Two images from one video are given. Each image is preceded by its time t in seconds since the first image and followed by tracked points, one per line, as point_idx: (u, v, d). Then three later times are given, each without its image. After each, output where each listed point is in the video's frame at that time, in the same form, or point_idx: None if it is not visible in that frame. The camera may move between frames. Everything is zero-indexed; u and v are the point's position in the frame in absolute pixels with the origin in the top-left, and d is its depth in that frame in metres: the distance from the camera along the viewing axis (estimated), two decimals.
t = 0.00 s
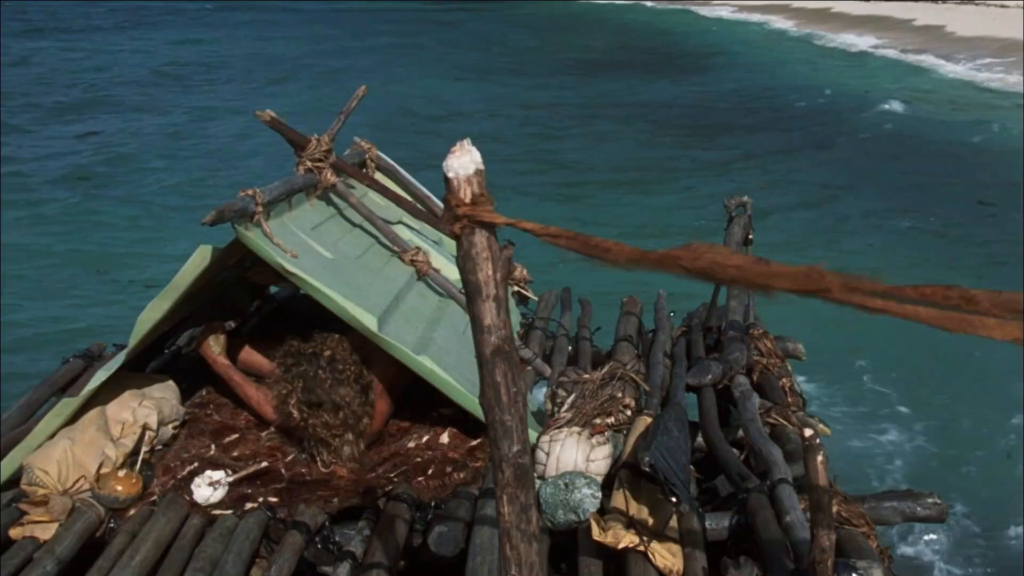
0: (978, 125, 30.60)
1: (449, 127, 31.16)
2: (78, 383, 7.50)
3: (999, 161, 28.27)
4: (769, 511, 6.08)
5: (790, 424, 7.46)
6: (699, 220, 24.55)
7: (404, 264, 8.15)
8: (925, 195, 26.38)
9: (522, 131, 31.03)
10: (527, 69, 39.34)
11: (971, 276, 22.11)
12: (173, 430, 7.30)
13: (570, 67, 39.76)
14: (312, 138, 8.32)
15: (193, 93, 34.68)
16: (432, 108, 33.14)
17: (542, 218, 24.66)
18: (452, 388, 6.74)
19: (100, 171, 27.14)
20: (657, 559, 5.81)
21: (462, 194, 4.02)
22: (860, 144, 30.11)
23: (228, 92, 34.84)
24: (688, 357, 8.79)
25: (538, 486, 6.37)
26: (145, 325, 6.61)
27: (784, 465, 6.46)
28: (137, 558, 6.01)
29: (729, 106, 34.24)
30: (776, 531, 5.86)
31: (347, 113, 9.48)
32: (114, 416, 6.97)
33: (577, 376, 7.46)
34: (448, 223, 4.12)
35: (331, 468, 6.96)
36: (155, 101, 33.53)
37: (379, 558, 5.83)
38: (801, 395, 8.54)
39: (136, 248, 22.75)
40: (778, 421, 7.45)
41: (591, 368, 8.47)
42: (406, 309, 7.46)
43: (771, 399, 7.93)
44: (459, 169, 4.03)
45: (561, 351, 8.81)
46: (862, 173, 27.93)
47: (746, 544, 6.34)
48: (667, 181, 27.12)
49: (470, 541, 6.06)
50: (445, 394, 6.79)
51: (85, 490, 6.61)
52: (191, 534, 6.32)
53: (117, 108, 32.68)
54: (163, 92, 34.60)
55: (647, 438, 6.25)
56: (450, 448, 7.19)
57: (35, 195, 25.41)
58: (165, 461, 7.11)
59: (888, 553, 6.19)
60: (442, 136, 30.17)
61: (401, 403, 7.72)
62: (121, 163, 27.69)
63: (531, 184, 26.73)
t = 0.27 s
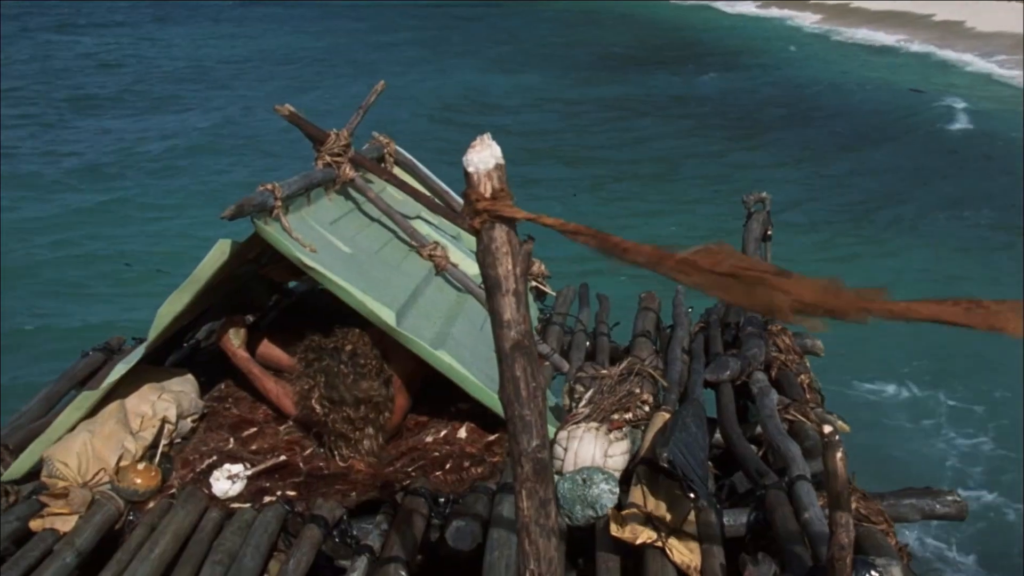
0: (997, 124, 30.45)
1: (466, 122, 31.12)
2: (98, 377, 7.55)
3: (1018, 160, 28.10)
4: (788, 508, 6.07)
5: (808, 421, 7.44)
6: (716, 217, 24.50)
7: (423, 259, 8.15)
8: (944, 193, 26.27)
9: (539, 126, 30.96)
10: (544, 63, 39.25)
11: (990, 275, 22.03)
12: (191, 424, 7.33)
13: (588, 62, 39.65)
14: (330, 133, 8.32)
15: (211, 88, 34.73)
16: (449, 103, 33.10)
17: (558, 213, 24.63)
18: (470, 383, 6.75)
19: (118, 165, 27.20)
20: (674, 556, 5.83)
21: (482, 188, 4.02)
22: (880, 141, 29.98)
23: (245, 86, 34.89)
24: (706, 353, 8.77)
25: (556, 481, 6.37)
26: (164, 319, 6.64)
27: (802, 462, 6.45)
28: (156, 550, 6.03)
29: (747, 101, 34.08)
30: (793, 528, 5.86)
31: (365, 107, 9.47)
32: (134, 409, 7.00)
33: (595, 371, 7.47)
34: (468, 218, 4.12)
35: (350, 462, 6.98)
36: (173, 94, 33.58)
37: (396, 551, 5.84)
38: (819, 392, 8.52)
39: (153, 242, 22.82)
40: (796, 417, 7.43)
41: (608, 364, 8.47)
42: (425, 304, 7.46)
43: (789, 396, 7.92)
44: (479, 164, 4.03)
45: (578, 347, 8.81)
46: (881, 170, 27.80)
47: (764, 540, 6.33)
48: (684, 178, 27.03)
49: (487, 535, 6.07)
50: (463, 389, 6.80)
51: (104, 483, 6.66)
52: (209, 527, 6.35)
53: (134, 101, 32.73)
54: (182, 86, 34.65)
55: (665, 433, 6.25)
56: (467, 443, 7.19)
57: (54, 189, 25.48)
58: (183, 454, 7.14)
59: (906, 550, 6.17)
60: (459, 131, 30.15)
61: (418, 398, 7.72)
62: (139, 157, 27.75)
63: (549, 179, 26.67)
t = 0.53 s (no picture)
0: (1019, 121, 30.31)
1: (484, 117, 31.09)
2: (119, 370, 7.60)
3: None
4: (807, 504, 6.05)
5: (827, 417, 7.41)
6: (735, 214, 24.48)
7: (442, 254, 8.16)
8: (965, 189, 26.15)
9: (557, 120, 30.90)
10: (562, 58, 39.17)
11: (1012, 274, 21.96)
12: (211, 417, 7.36)
13: (607, 57, 39.56)
14: (350, 127, 8.33)
15: (231, 82, 34.82)
16: (467, 97, 33.07)
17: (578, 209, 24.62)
18: (488, 377, 6.75)
19: (138, 159, 27.27)
20: (693, 551, 5.76)
21: (503, 182, 4.02)
22: (900, 136, 29.84)
23: (265, 80, 34.97)
24: (725, 348, 8.75)
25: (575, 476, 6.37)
26: (184, 313, 6.67)
27: (822, 458, 6.42)
28: (176, 543, 6.05)
29: (766, 96, 33.95)
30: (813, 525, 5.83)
31: (384, 102, 9.46)
32: (153, 402, 7.06)
33: (615, 366, 7.46)
34: (490, 213, 4.12)
35: (368, 456, 7.00)
36: (194, 88, 33.69)
37: (415, 545, 5.84)
38: (838, 388, 8.49)
39: (175, 235, 22.93)
40: (816, 414, 7.41)
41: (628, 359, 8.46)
42: (444, 299, 7.47)
43: (809, 392, 7.90)
44: (500, 159, 4.03)
45: (596, 342, 8.80)
46: (902, 165, 27.67)
47: (784, 536, 6.30)
48: (703, 173, 26.94)
49: (505, 531, 6.08)
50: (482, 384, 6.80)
51: (124, 475, 6.68)
52: (229, 519, 6.36)
53: (156, 94, 32.85)
54: (200, 80, 34.72)
55: (685, 429, 6.23)
56: (486, 438, 7.19)
57: (73, 182, 25.56)
58: (203, 447, 7.16)
59: (927, 548, 6.13)
60: (479, 125, 30.17)
61: (437, 392, 7.73)
62: (160, 150, 27.86)
63: (566, 174, 26.62)
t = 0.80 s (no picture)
0: None
1: (502, 112, 31.00)
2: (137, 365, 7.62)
3: None
4: (824, 502, 6.04)
5: (844, 415, 7.40)
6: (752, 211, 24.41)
7: (459, 250, 8.16)
8: (984, 188, 26.04)
9: (575, 117, 30.80)
10: (580, 54, 39.02)
11: None
12: (228, 412, 7.38)
13: (626, 53, 39.39)
14: (368, 123, 8.33)
15: (247, 77, 34.87)
16: (485, 94, 33.00)
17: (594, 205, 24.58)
18: (505, 373, 6.75)
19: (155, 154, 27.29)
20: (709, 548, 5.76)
21: (522, 178, 4.02)
22: (920, 135, 29.64)
23: (281, 75, 35.01)
24: (742, 345, 8.74)
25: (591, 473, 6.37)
26: (202, 308, 6.69)
27: (839, 457, 6.41)
28: (194, 536, 6.08)
29: (785, 93, 33.78)
30: (830, 521, 5.83)
31: (401, 98, 9.46)
32: (171, 396, 7.08)
33: (631, 363, 7.46)
34: (508, 209, 4.12)
35: (384, 452, 7.01)
36: (210, 83, 33.74)
37: (432, 542, 5.85)
38: (856, 386, 8.47)
39: (193, 230, 22.99)
40: (833, 412, 7.39)
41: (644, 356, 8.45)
42: (460, 296, 7.47)
43: (826, 390, 7.88)
44: (519, 155, 4.03)
45: (613, 339, 8.79)
46: (922, 164, 27.48)
47: (800, 535, 6.29)
48: (721, 170, 26.81)
49: (521, 527, 6.07)
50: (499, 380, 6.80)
51: (142, 469, 6.71)
52: (246, 514, 6.39)
53: (172, 89, 32.90)
54: (216, 75, 34.76)
55: (702, 426, 6.22)
56: (502, 434, 7.19)
57: (91, 177, 25.60)
58: (220, 442, 7.18)
59: (944, 547, 6.12)
60: (494, 121, 30.14)
61: (453, 389, 7.73)
62: (177, 145, 27.92)
63: (584, 170, 26.53)
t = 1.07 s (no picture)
0: None
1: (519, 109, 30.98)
2: (154, 361, 7.65)
3: None
4: (840, 501, 6.02)
5: (860, 414, 7.38)
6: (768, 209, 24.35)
7: (474, 247, 8.16)
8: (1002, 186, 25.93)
9: (593, 115, 30.72)
10: (599, 51, 38.87)
11: None
12: (244, 408, 7.39)
13: (645, 50, 39.21)
14: (384, 121, 8.34)
15: (262, 73, 34.91)
16: (502, 92, 32.95)
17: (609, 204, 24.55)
18: (521, 371, 6.76)
19: (173, 151, 27.35)
20: (724, 547, 5.75)
21: (539, 176, 4.02)
22: (941, 132, 29.44)
23: (297, 72, 35.05)
24: (758, 344, 8.72)
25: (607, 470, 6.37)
26: (219, 305, 6.70)
27: (855, 456, 6.39)
28: (210, 533, 6.09)
29: (805, 92, 33.61)
30: (846, 521, 5.81)
31: (418, 96, 9.47)
32: (188, 393, 7.09)
33: (647, 362, 7.45)
34: (525, 208, 4.13)
35: (400, 449, 7.02)
36: (226, 81, 33.80)
37: (447, 539, 5.85)
38: (872, 385, 8.44)
39: (210, 226, 23.06)
40: (849, 411, 7.37)
41: (660, 354, 8.44)
42: (476, 293, 7.47)
43: (842, 389, 7.85)
44: (537, 153, 4.03)
45: (629, 337, 8.78)
46: (941, 165, 27.33)
47: (816, 534, 6.27)
48: (738, 169, 26.73)
49: (537, 525, 6.07)
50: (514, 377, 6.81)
51: (158, 465, 6.73)
52: (262, 511, 6.40)
53: (187, 87, 32.97)
54: (232, 72, 34.82)
55: (717, 425, 6.21)
56: (518, 432, 7.19)
57: (109, 175, 25.68)
58: (236, 439, 7.20)
59: (961, 547, 6.09)
60: (509, 118, 30.13)
61: (468, 386, 7.73)
62: (192, 142, 27.98)
63: (601, 169, 26.47)
